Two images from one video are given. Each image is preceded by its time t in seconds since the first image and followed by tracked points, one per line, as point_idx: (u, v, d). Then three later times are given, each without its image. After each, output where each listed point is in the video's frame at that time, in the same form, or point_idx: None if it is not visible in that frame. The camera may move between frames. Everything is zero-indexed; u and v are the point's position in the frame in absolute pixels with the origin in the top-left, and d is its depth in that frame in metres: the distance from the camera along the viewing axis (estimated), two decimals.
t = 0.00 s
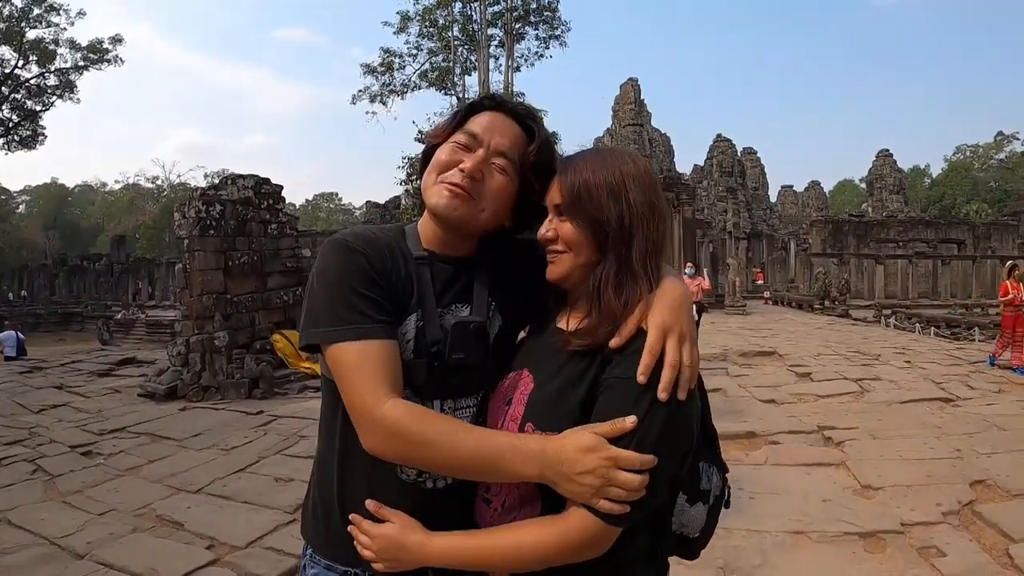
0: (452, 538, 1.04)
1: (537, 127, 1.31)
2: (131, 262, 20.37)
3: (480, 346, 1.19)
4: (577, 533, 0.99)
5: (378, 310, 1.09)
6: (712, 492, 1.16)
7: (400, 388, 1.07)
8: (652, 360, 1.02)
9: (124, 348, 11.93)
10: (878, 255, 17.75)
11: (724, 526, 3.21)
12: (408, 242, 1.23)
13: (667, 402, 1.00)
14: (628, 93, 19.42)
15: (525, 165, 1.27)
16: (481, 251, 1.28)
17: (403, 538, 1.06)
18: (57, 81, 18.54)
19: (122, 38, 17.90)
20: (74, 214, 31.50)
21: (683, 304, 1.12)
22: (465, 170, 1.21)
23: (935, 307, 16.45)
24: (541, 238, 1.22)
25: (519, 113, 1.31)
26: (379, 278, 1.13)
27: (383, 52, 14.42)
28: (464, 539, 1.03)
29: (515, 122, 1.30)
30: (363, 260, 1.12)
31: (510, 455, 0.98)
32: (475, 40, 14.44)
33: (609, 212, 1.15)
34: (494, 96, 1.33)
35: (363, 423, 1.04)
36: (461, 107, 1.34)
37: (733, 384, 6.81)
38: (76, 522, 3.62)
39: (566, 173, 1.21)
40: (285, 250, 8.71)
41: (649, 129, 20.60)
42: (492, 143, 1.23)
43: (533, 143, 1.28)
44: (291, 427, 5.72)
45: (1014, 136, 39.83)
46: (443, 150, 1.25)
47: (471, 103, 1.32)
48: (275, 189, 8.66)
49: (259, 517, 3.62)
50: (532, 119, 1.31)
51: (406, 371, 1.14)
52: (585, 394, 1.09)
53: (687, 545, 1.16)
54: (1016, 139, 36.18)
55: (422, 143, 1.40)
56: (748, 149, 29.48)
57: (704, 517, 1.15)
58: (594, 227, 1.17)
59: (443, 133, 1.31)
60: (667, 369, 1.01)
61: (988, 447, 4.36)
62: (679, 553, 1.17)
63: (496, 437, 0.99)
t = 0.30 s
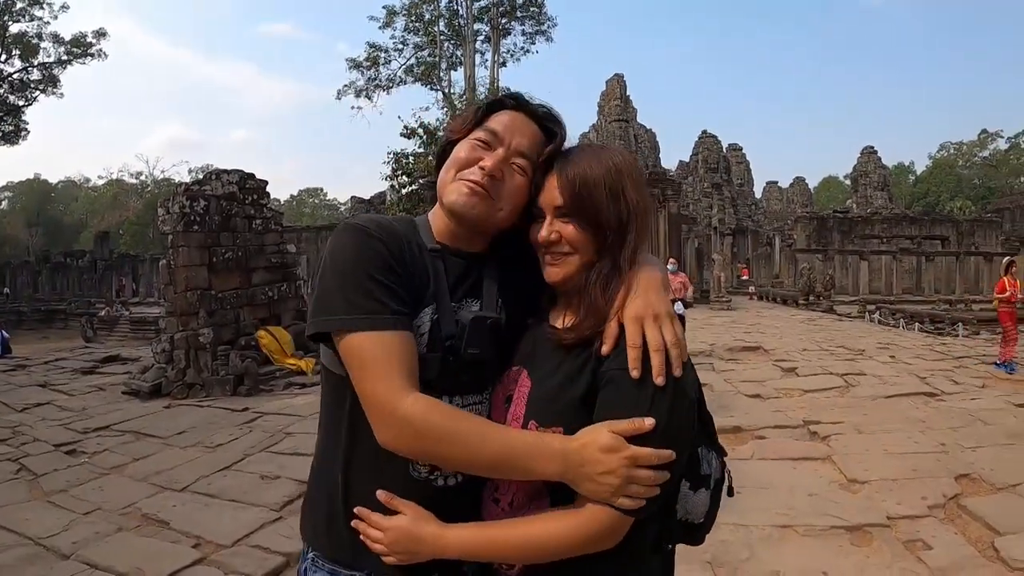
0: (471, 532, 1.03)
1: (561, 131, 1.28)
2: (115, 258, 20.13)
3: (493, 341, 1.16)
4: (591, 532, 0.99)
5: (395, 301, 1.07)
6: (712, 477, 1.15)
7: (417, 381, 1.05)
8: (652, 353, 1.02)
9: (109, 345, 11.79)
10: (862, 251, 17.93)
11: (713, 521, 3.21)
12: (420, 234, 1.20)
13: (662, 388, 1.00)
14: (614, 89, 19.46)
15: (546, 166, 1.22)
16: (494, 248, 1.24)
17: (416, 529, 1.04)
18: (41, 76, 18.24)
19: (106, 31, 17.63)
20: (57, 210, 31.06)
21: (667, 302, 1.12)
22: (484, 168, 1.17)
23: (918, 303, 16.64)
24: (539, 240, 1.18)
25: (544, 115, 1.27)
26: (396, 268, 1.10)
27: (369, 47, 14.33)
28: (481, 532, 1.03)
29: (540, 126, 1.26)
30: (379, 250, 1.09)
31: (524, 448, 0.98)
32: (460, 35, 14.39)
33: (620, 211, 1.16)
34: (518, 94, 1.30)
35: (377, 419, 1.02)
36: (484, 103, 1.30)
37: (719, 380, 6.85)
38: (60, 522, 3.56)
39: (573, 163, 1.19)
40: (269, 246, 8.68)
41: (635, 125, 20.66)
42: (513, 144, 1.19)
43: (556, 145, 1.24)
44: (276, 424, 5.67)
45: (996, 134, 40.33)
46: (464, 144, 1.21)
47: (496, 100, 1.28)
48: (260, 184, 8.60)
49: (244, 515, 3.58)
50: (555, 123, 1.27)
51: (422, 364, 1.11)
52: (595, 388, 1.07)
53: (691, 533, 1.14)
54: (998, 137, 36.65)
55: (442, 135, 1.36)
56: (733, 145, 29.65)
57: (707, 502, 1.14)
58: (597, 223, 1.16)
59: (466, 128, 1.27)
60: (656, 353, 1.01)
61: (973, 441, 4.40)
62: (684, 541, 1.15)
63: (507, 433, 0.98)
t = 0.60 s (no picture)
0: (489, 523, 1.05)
1: (540, 133, 1.27)
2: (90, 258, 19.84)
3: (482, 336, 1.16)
4: (595, 519, 1.04)
5: (391, 308, 1.04)
6: (704, 443, 1.14)
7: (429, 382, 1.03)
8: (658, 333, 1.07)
9: (85, 347, 11.60)
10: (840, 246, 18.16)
11: (696, 516, 3.24)
12: (398, 239, 1.15)
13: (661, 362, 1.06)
14: (593, 86, 19.54)
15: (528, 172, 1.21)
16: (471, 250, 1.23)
17: (432, 526, 1.04)
18: (15, 74, 17.86)
19: (81, 29, 17.29)
20: (31, 211, 30.49)
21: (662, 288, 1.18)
22: (466, 181, 1.15)
23: (895, 297, 16.89)
24: (526, 231, 1.18)
25: (522, 119, 1.25)
26: (390, 278, 1.07)
27: (346, 44, 14.23)
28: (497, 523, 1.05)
29: (519, 132, 1.24)
30: (370, 260, 1.06)
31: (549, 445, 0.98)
32: (439, 32, 14.33)
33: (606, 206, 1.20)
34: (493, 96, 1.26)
35: (395, 424, 1.00)
36: (458, 104, 1.25)
37: (700, 375, 6.90)
38: (40, 529, 3.49)
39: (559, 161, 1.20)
40: (247, 245, 8.61)
41: (614, 122, 20.74)
42: (495, 154, 1.17)
43: (539, 154, 1.22)
44: (257, 425, 5.61)
45: (970, 130, 41.07)
46: (441, 155, 1.18)
47: (468, 102, 1.24)
48: (237, 183, 8.53)
49: (227, 518, 3.54)
50: (535, 128, 1.26)
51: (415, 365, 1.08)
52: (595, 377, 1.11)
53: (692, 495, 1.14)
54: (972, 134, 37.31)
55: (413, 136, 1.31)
56: (712, 142, 29.87)
57: (702, 467, 1.13)
58: (584, 217, 1.18)
59: (439, 133, 1.23)
60: (657, 330, 1.07)
61: (951, 433, 4.48)
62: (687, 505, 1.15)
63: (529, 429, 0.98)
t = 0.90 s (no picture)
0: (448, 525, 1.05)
1: (512, 131, 1.26)
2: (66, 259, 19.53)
3: (459, 342, 1.14)
4: (547, 533, 1.04)
5: (358, 324, 1.04)
6: (684, 449, 1.17)
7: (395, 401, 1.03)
8: (620, 334, 1.06)
9: (61, 349, 11.40)
10: (817, 241, 18.41)
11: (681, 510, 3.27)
12: (367, 246, 1.14)
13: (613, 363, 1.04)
14: (571, 82, 19.59)
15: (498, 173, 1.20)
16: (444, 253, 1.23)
17: (382, 532, 1.04)
18: None
19: (54, 25, 16.94)
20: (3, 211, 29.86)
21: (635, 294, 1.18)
22: (436, 188, 1.15)
23: (873, 291, 17.15)
24: (501, 233, 1.17)
25: (492, 117, 1.24)
26: (358, 292, 1.06)
27: (324, 40, 14.09)
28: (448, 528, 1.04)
29: (489, 131, 1.23)
30: (338, 272, 1.05)
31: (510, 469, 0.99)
32: (417, 29, 14.25)
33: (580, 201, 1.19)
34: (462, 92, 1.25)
35: (362, 439, 1.01)
36: (425, 103, 1.23)
37: (681, 370, 6.95)
38: (20, 535, 3.43)
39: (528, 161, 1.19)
40: (225, 243, 8.52)
41: (593, 118, 20.80)
42: (464, 159, 1.17)
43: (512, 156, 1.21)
44: (238, 426, 5.56)
45: (944, 126, 41.77)
46: (410, 162, 1.17)
47: (435, 102, 1.22)
48: (214, 181, 8.45)
49: (209, 521, 3.50)
50: (505, 126, 1.25)
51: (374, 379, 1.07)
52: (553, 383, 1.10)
53: (672, 502, 1.16)
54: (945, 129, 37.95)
55: (381, 135, 1.30)
56: (690, 138, 30.08)
57: (682, 473, 1.16)
58: (559, 216, 1.17)
59: (408, 137, 1.21)
60: (632, 338, 1.07)
61: (929, 425, 4.56)
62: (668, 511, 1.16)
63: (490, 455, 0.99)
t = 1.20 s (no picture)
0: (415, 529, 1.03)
1: (494, 117, 1.22)
2: (61, 261, 19.48)
3: (450, 341, 1.13)
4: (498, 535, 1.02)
5: (331, 334, 1.04)
6: (681, 448, 1.16)
7: (360, 412, 1.03)
8: (573, 337, 1.02)
9: (58, 352, 11.36)
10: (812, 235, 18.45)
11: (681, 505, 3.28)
12: (352, 247, 1.14)
13: (568, 367, 1.00)
14: (565, 79, 19.60)
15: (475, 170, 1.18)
16: (426, 253, 1.21)
17: (338, 527, 1.05)
18: None
19: (46, 26, 16.82)
20: None
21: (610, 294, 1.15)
22: (412, 189, 1.13)
23: (868, 284, 17.21)
24: (482, 230, 1.15)
25: (470, 106, 1.19)
26: (334, 300, 1.06)
27: (316, 39, 14.04)
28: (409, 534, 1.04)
29: (467, 119, 1.19)
30: (314, 280, 1.05)
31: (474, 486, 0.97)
32: (410, 27, 14.22)
33: (565, 201, 1.17)
34: (438, 82, 1.22)
35: (323, 453, 1.00)
36: (400, 97, 1.20)
37: (678, 365, 6.96)
38: (20, 540, 3.41)
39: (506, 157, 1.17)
40: (220, 244, 8.50)
41: (587, 115, 20.79)
42: (441, 154, 1.14)
43: (486, 157, 1.17)
44: (236, 427, 5.55)
45: (937, 119, 41.90)
46: (389, 161, 1.16)
47: (412, 94, 1.19)
48: (209, 181, 8.43)
49: (209, 523, 3.49)
50: (482, 110, 1.20)
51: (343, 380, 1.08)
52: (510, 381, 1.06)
53: (675, 504, 1.17)
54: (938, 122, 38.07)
55: (360, 126, 1.28)
56: (684, 133, 30.11)
57: (679, 472, 1.16)
58: (541, 213, 1.15)
59: (387, 132, 1.19)
60: (591, 332, 1.01)
61: (926, 417, 4.58)
62: (671, 512, 1.18)
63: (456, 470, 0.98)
